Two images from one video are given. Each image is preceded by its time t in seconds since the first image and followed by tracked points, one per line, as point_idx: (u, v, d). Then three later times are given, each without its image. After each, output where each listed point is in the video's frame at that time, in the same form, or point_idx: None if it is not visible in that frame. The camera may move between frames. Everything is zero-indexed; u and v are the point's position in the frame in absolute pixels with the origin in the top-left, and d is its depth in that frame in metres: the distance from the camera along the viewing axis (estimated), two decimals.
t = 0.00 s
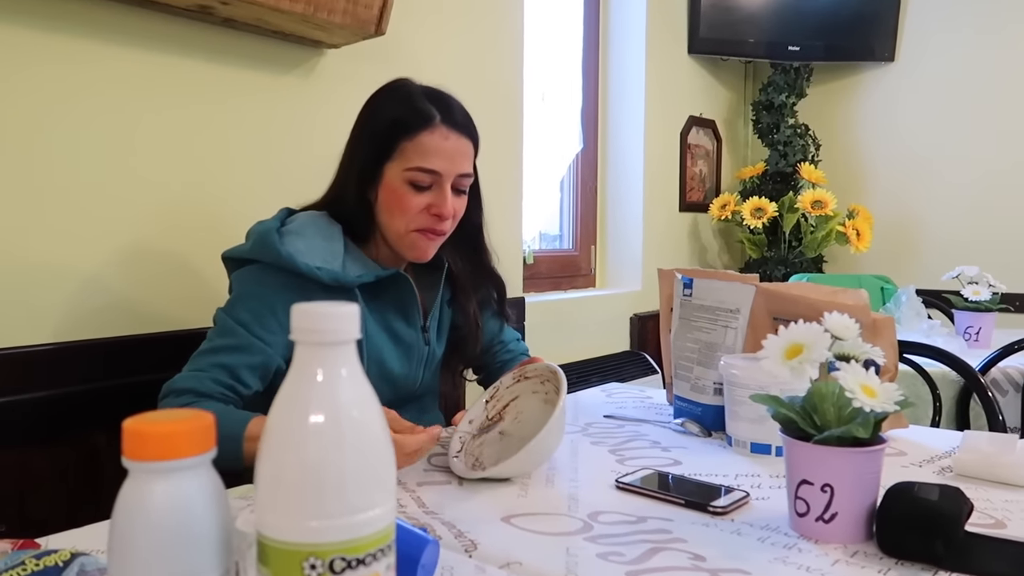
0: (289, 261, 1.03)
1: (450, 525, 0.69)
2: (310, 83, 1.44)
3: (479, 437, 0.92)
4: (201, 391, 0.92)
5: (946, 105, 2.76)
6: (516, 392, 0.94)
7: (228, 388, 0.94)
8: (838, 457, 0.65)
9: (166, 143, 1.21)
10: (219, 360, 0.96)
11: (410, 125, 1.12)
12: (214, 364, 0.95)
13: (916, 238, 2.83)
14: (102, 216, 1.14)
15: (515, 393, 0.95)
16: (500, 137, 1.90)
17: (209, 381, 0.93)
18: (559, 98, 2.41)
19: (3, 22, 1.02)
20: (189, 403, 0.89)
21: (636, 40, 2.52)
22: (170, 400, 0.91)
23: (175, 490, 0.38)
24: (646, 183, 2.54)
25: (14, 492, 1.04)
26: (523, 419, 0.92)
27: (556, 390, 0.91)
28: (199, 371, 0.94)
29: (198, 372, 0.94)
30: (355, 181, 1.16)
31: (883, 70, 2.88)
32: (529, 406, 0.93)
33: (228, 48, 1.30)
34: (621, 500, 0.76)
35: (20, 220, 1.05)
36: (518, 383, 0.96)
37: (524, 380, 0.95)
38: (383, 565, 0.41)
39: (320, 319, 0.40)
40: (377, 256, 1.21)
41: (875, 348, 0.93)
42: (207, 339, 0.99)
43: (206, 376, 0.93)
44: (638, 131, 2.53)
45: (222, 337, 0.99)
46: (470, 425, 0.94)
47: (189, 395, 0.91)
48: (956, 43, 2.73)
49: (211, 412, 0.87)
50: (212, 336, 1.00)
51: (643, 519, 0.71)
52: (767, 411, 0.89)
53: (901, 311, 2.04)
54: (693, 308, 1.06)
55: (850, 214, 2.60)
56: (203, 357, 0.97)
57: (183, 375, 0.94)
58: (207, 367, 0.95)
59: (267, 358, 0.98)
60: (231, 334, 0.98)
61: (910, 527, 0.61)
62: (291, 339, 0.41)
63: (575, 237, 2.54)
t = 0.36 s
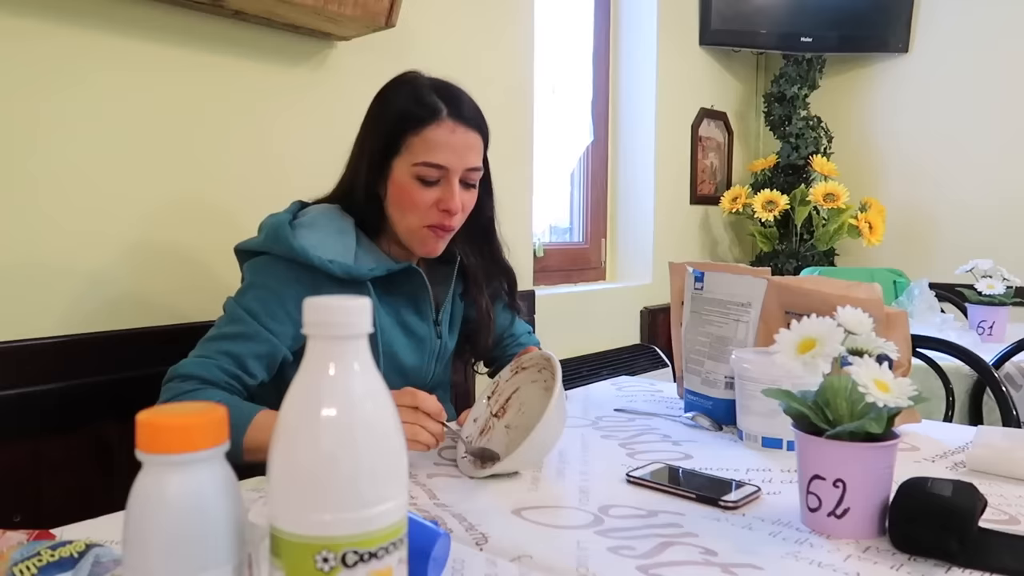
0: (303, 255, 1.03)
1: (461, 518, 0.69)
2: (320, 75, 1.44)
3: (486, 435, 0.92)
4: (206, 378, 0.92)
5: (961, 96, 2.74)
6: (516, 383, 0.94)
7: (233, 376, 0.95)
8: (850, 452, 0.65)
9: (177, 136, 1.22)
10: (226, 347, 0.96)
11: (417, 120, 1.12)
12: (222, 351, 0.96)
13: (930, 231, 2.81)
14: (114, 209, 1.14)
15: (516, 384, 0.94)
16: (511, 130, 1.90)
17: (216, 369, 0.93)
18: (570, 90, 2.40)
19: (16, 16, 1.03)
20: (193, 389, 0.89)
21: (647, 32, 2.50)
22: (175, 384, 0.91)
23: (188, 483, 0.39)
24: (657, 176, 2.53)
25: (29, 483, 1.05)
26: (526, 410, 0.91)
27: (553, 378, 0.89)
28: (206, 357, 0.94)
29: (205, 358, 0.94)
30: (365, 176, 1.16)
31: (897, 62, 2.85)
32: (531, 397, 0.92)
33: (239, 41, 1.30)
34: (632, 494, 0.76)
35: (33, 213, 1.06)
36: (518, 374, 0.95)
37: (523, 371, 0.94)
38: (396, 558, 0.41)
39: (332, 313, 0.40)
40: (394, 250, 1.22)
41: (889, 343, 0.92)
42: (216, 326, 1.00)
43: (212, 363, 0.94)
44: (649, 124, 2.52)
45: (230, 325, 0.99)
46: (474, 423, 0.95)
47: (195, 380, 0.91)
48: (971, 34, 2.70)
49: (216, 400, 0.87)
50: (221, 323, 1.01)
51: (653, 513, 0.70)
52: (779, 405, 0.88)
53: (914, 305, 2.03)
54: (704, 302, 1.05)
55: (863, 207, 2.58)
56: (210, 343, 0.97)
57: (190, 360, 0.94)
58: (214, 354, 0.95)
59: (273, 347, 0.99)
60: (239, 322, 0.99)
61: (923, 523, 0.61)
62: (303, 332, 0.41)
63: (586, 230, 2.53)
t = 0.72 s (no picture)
0: (308, 251, 1.04)
1: (462, 515, 0.69)
2: (322, 73, 1.44)
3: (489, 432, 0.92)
4: (211, 373, 0.92)
5: (964, 92, 2.73)
6: (518, 381, 0.94)
7: (238, 371, 0.94)
8: (850, 449, 0.65)
9: (180, 134, 1.22)
10: (230, 342, 0.96)
11: (412, 118, 1.12)
12: (226, 346, 0.95)
13: (933, 227, 2.81)
14: (116, 207, 1.15)
15: (518, 382, 0.94)
16: (513, 127, 1.90)
17: (221, 364, 0.93)
18: (572, 87, 2.40)
19: (19, 15, 1.03)
20: (198, 385, 0.88)
21: (649, 28, 2.50)
22: (180, 380, 0.90)
23: (190, 481, 0.39)
24: (659, 172, 2.53)
25: (33, 480, 1.06)
26: (528, 407, 0.91)
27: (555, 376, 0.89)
28: (210, 353, 0.94)
29: (209, 354, 0.93)
30: (362, 175, 1.16)
31: (901, 58, 2.84)
32: (533, 394, 0.92)
33: (241, 39, 1.30)
34: (632, 491, 0.76)
35: (37, 212, 1.06)
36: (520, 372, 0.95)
37: (524, 369, 0.94)
38: (395, 555, 0.41)
39: (333, 311, 0.40)
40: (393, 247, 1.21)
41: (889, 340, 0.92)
42: (220, 322, 1.00)
43: (217, 358, 0.93)
44: (651, 120, 2.52)
45: (234, 321, 0.99)
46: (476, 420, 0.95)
47: (199, 376, 0.91)
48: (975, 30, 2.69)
49: (223, 396, 0.87)
50: (224, 319, 1.01)
51: (653, 510, 0.71)
52: (779, 402, 0.88)
53: (917, 302, 2.03)
54: (705, 299, 1.06)
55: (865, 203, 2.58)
56: (214, 340, 0.97)
57: (194, 356, 0.94)
58: (218, 349, 0.95)
59: (277, 343, 0.98)
60: (243, 318, 0.99)
61: (924, 520, 0.61)
62: (304, 331, 0.41)
63: (588, 227, 2.53)
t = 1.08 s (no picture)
0: (291, 260, 1.04)
1: (443, 522, 0.69)
2: (304, 80, 1.44)
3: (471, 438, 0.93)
4: (195, 384, 0.92)
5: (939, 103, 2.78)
6: (502, 389, 0.94)
7: (222, 381, 0.95)
8: (828, 455, 0.66)
9: (159, 139, 1.21)
10: (213, 353, 0.96)
11: (389, 127, 1.12)
12: (210, 357, 0.96)
13: (909, 236, 2.85)
14: (94, 212, 1.14)
15: (501, 390, 0.95)
16: (495, 134, 1.90)
17: (206, 375, 0.93)
18: (554, 95, 2.41)
19: None
20: (182, 395, 0.89)
21: (630, 38, 2.52)
22: (164, 392, 0.91)
23: (169, 490, 0.39)
24: (640, 180, 2.54)
25: (8, 489, 1.05)
26: (512, 414, 0.92)
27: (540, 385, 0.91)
28: (194, 363, 0.94)
29: (193, 365, 0.94)
30: (341, 184, 1.16)
31: (877, 69, 2.89)
32: (517, 402, 0.93)
33: (222, 45, 1.29)
34: (613, 498, 0.76)
35: (13, 218, 1.05)
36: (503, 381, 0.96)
37: (508, 377, 0.95)
38: (377, 564, 0.41)
39: (315, 319, 0.40)
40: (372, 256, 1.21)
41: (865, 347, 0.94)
42: (202, 331, 1.00)
43: (201, 368, 0.94)
44: (632, 128, 2.53)
45: (216, 330, 0.99)
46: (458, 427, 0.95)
47: (183, 387, 0.92)
48: (949, 42, 2.74)
49: (207, 405, 0.87)
50: (207, 329, 1.01)
51: (635, 516, 0.71)
52: (758, 409, 0.89)
53: (893, 309, 2.05)
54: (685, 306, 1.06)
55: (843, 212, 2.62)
56: (198, 349, 0.97)
57: (178, 367, 0.94)
58: (203, 359, 0.95)
59: (260, 352, 0.99)
60: (227, 328, 0.99)
61: (900, 526, 0.62)
62: (286, 339, 0.41)
63: (569, 234, 2.54)
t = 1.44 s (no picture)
0: (270, 266, 1.03)
1: (420, 529, 0.69)
2: (280, 85, 1.43)
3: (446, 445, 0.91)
4: (176, 395, 0.93)
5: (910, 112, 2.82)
6: (478, 395, 0.95)
7: (203, 391, 0.96)
8: (803, 459, 0.67)
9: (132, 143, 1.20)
10: (193, 363, 0.96)
11: (367, 134, 1.12)
12: (190, 367, 0.96)
13: (881, 242, 2.89)
14: (65, 217, 1.12)
15: (477, 396, 0.95)
16: (473, 140, 1.90)
17: (185, 385, 0.94)
18: (531, 102, 2.42)
19: None
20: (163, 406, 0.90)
21: (608, 45, 2.54)
22: (144, 403, 0.92)
23: (142, 497, 0.38)
24: (617, 186, 2.56)
25: None
26: (487, 420, 0.92)
27: (517, 390, 0.92)
28: (174, 373, 0.95)
29: (174, 376, 0.94)
30: (320, 192, 1.15)
31: (850, 77, 2.93)
32: (493, 408, 0.93)
33: (197, 49, 1.28)
34: (590, 503, 0.76)
35: None
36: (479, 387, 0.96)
37: (484, 383, 0.96)
38: (352, 571, 0.41)
39: (290, 324, 0.40)
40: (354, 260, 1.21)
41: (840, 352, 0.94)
42: (182, 341, 0.99)
43: (181, 379, 0.94)
44: (610, 135, 2.55)
45: (195, 339, 0.99)
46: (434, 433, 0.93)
47: (163, 398, 0.92)
48: (920, 52, 2.79)
49: (188, 415, 0.88)
50: (186, 337, 1.00)
51: (612, 521, 0.71)
52: (734, 414, 0.90)
53: (866, 314, 2.08)
54: (663, 311, 1.07)
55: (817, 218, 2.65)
56: (177, 358, 0.97)
57: (158, 376, 0.95)
58: (182, 369, 0.96)
59: (241, 362, 0.99)
60: (207, 337, 0.98)
61: (874, 528, 0.63)
62: (261, 344, 0.41)
63: (547, 240, 2.54)
